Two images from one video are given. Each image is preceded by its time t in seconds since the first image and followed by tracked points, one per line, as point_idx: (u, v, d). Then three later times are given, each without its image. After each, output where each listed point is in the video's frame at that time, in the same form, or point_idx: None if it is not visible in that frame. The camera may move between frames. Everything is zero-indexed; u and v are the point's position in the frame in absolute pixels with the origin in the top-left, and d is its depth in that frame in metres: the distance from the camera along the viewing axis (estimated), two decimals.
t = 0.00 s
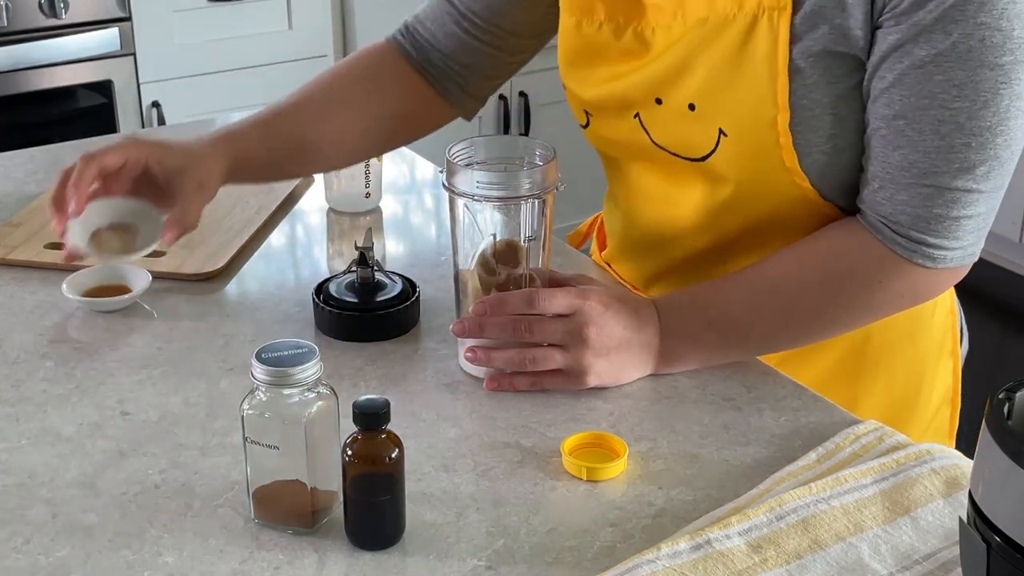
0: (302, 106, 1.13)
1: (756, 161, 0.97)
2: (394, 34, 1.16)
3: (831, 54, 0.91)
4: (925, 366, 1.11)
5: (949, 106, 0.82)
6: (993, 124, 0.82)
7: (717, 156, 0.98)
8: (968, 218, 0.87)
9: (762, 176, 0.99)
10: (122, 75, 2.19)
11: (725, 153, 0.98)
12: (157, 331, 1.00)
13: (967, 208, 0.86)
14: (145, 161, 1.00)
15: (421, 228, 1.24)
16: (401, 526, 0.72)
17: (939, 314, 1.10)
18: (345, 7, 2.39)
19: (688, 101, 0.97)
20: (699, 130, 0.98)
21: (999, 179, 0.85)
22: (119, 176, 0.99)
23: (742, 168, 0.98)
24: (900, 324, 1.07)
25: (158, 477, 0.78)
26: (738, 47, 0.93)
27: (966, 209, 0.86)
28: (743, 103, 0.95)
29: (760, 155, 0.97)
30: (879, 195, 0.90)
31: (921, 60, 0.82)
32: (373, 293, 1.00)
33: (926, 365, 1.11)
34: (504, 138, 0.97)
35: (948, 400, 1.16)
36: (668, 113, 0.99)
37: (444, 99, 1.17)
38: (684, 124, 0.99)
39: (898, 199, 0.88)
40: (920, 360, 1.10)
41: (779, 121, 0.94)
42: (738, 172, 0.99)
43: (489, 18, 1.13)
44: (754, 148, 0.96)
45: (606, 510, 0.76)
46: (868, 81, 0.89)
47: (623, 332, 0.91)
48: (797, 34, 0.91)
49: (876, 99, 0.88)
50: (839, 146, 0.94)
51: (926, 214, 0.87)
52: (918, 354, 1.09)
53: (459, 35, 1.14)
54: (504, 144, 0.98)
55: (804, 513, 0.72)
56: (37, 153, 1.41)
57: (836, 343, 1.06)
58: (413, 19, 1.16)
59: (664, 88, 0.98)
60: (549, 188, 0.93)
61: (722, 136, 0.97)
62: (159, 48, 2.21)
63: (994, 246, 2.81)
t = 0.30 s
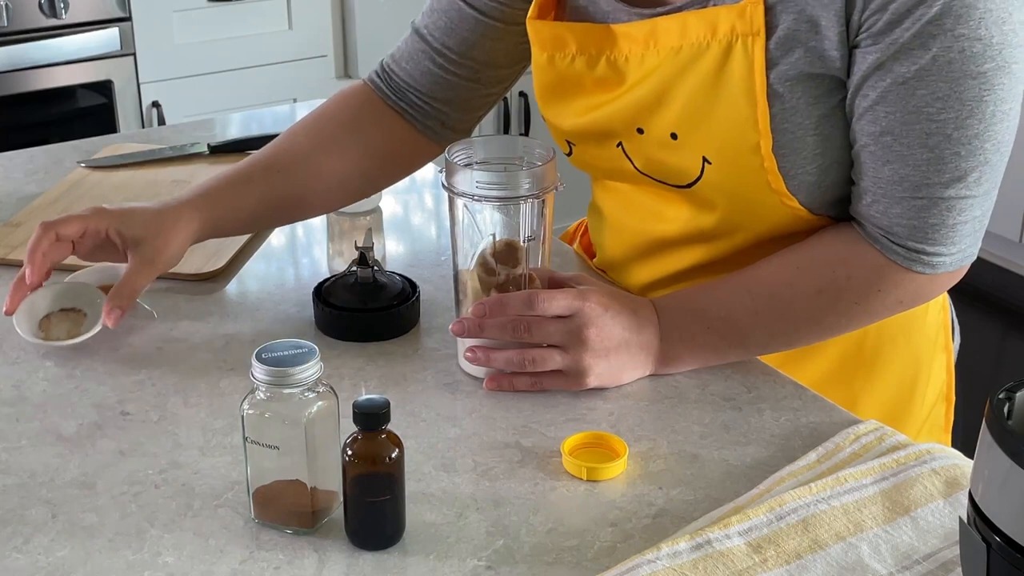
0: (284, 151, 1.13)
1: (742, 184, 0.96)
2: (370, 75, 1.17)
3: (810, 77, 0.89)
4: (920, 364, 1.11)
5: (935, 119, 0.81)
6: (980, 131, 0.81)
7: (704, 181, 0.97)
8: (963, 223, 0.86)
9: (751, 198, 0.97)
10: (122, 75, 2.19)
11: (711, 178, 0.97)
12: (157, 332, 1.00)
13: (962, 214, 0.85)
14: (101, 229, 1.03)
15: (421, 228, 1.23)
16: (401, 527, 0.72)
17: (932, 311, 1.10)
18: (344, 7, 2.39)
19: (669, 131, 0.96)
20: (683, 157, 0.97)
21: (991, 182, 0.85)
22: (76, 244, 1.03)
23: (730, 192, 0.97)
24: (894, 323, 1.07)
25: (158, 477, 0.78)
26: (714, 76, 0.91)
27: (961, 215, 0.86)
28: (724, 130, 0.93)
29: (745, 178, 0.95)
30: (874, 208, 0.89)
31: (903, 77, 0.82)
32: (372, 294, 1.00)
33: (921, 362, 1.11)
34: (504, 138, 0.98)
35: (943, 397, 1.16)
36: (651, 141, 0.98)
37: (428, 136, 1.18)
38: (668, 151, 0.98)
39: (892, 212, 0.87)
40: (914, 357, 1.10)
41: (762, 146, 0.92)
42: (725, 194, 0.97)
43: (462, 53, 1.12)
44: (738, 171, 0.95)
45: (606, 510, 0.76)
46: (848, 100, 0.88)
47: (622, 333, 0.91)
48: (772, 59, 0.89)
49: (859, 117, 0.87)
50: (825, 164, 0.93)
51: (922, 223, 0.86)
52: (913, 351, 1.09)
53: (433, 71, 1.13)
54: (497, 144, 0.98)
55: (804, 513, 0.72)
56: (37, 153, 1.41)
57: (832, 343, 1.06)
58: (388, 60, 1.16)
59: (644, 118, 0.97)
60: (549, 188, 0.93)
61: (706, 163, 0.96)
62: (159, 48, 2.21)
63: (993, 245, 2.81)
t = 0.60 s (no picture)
0: (278, 164, 1.13)
1: (728, 193, 0.96)
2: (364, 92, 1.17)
3: (787, 88, 0.89)
4: (919, 363, 1.11)
5: (918, 122, 0.81)
6: (965, 131, 0.81)
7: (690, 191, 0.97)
8: (957, 220, 0.86)
9: (738, 206, 0.97)
10: (122, 75, 2.19)
11: (697, 189, 0.97)
12: (157, 332, 1.00)
13: (954, 212, 0.85)
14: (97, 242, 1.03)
15: (421, 228, 1.23)
16: (401, 527, 0.72)
17: (931, 311, 1.10)
18: (344, 7, 2.40)
19: (652, 145, 0.95)
20: (670, 170, 0.97)
21: (981, 178, 0.84)
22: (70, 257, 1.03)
23: (718, 201, 0.97)
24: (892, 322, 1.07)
25: (158, 477, 0.78)
26: (692, 90, 0.90)
27: (953, 213, 0.85)
28: (705, 145, 0.93)
29: (730, 186, 0.95)
30: (866, 212, 0.89)
31: (881, 83, 0.81)
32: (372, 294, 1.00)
33: (921, 362, 1.11)
34: (504, 138, 0.97)
35: (943, 396, 1.16)
36: (637, 154, 0.98)
37: (422, 150, 1.17)
38: (655, 163, 0.97)
39: (884, 216, 0.87)
40: (914, 357, 1.10)
41: (745, 157, 0.92)
42: (712, 203, 0.98)
43: (453, 69, 1.12)
44: (722, 180, 0.95)
45: (606, 510, 0.76)
46: (830, 108, 0.87)
47: (622, 334, 0.91)
48: (748, 71, 0.88)
49: (842, 124, 0.86)
50: (809, 171, 0.93)
51: (914, 224, 0.86)
52: (912, 350, 1.09)
53: (425, 86, 1.13)
54: (496, 144, 0.97)
55: (804, 513, 0.72)
56: (37, 153, 1.41)
57: (831, 342, 1.06)
58: (381, 76, 1.16)
59: (627, 134, 0.96)
60: (549, 188, 0.93)
61: (691, 176, 0.95)
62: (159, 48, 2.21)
63: (993, 245, 2.81)
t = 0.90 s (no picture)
0: (280, 165, 1.13)
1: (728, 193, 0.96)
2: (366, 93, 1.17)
3: (786, 87, 0.89)
4: (919, 363, 1.11)
5: (915, 120, 0.81)
6: (962, 128, 0.81)
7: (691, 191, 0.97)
8: (955, 218, 0.86)
9: (738, 205, 0.97)
10: (122, 75, 2.19)
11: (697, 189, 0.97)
12: (157, 332, 1.00)
13: (953, 209, 0.85)
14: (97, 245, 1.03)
15: (421, 228, 1.23)
16: (401, 527, 0.72)
17: (931, 310, 1.10)
18: (344, 7, 2.40)
19: (652, 145, 0.95)
20: (670, 169, 0.97)
21: (979, 176, 0.84)
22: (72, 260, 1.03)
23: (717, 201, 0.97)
24: (893, 321, 1.07)
25: (158, 477, 0.78)
26: (691, 91, 0.90)
27: (951, 211, 0.85)
28: (704, 145, 0.93)
29: (731, 186, 0.95)
30: (864, 210, 0.89)
31: (877, 82, 0.81)
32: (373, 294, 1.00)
33: (921, 362, 1.11)
34: (504, 138, 0.97)
35: (943, 396, 1.16)
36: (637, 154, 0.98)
37: (427, 152, 1.17)
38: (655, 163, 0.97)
39: (882, 213, 0.87)
40: (914, 356, 1.10)
41: (745, 157, 0.92)
42: (712, 202, 0.97)
43: (457, 70, 1.12)
44: (723, 180, 0.95)
45: (606, 510, 0.76)
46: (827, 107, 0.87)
47: (623, 333, 0.91)
48: (747, 71, 0.88)
49: (840, 123, 0.86)
50: (809, 169, 0.92)
51: (912, 221, 0.86)
52: (913, 350, 1.09)
53: (428, 87, 1.13)
54: (497, 144, 0.97)
55: (804, 513, 0.72)
56: (37, 153, 1.41)
57: (832, 342, 1.06)
58: (383, 78, 1.16)
59: (626, 134, 0.96)
60: (549, 188, 0.93)
61: (692, 176, 0.96)
62: (159, 48, 2.21)
63: (993, 245, 2.81)
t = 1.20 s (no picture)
0: (287, 154, 1.14)
1: (730, 188, 0.95)
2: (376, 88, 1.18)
3: (790, 81, 0.89)
4: (919, 364, 1.11)
5: (917, 116, 0.81)
6: (964, 126, 0.81)
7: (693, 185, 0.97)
8: (955, 217, 0.86)
9: (740, 201, 0.97)
10: (122, 75, 2.19)
11: (699, 183, 0.96)
12: (157, 332, 1.00)
13: (953, 208, 0.85)
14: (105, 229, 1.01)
15: (421, 228, 1.23)
16: (401, 527, 0.72)
17: (931, 310, 1.10)
18: (344, 7, 2.40)
19: (655, 139, 0.95)
20: (673, 163, 0.97)
21: (979, 175, 0.84)
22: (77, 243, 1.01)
23: (719, 195, 0.97)
24: (893, 321, 1.07)
25: (158, 477, 0.78)
26: (695, 84, 0.90)
27: (951, 210, 0.85)
28: (707, 137, 0.92)
29: (733, 181, 0.95)
30: (865, 206, 0.89)
31: (881, 77, 0.81)
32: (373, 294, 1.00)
33: (920, 362, 1.11)
34: (504, 138, 0.97)
35: (942, 397, 1.17)
36: (639, 148, 0.97)
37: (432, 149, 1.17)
38: (657, 157, 0.97)
39: (883, 210, 0.87)
40: (914, 357, 1.10)
41: (747, 150, 0.92)
42: (713, 197, 0.97)
43: (465, 67, 1.12)
44: (725, 174, 0.94)
45: (606, 510, 0.76)
46: (830, 102, 0.87)
47: (623, 333, 0.91)
48: (752, 64, 0.88)
49: (842, 117, 0.86)
50: (811, 164, 0.92)
51: (912, 219, 0.86)
52: (912, 350, 1.09)
53: (436, 83, 1.14)
54: (498, 143, 0.97)
55: (804, 513, 0.72)
56: (37, 153, 1.41)
57: (831, 342, 1.06)
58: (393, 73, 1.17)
59: (629, 126, 0.96)
60: (549, 188, 0.93)
61: (695, 169, 0.95)
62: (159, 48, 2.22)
63: (993, 245, 2.82)
